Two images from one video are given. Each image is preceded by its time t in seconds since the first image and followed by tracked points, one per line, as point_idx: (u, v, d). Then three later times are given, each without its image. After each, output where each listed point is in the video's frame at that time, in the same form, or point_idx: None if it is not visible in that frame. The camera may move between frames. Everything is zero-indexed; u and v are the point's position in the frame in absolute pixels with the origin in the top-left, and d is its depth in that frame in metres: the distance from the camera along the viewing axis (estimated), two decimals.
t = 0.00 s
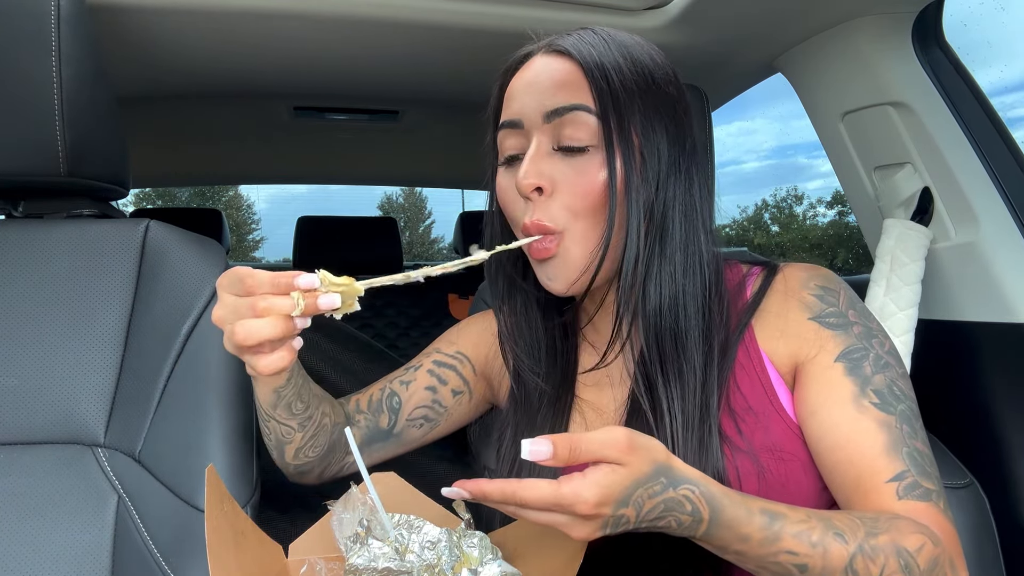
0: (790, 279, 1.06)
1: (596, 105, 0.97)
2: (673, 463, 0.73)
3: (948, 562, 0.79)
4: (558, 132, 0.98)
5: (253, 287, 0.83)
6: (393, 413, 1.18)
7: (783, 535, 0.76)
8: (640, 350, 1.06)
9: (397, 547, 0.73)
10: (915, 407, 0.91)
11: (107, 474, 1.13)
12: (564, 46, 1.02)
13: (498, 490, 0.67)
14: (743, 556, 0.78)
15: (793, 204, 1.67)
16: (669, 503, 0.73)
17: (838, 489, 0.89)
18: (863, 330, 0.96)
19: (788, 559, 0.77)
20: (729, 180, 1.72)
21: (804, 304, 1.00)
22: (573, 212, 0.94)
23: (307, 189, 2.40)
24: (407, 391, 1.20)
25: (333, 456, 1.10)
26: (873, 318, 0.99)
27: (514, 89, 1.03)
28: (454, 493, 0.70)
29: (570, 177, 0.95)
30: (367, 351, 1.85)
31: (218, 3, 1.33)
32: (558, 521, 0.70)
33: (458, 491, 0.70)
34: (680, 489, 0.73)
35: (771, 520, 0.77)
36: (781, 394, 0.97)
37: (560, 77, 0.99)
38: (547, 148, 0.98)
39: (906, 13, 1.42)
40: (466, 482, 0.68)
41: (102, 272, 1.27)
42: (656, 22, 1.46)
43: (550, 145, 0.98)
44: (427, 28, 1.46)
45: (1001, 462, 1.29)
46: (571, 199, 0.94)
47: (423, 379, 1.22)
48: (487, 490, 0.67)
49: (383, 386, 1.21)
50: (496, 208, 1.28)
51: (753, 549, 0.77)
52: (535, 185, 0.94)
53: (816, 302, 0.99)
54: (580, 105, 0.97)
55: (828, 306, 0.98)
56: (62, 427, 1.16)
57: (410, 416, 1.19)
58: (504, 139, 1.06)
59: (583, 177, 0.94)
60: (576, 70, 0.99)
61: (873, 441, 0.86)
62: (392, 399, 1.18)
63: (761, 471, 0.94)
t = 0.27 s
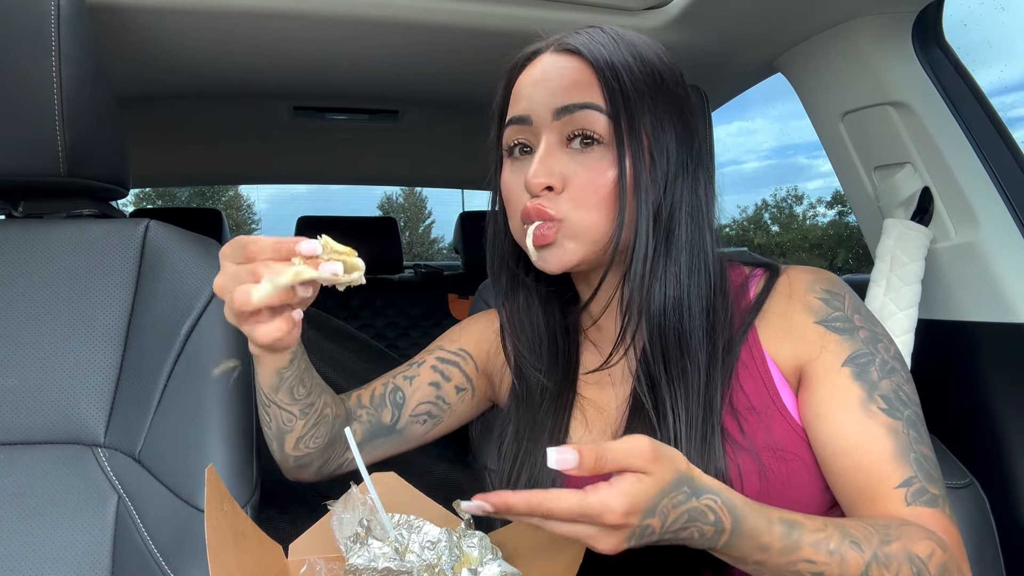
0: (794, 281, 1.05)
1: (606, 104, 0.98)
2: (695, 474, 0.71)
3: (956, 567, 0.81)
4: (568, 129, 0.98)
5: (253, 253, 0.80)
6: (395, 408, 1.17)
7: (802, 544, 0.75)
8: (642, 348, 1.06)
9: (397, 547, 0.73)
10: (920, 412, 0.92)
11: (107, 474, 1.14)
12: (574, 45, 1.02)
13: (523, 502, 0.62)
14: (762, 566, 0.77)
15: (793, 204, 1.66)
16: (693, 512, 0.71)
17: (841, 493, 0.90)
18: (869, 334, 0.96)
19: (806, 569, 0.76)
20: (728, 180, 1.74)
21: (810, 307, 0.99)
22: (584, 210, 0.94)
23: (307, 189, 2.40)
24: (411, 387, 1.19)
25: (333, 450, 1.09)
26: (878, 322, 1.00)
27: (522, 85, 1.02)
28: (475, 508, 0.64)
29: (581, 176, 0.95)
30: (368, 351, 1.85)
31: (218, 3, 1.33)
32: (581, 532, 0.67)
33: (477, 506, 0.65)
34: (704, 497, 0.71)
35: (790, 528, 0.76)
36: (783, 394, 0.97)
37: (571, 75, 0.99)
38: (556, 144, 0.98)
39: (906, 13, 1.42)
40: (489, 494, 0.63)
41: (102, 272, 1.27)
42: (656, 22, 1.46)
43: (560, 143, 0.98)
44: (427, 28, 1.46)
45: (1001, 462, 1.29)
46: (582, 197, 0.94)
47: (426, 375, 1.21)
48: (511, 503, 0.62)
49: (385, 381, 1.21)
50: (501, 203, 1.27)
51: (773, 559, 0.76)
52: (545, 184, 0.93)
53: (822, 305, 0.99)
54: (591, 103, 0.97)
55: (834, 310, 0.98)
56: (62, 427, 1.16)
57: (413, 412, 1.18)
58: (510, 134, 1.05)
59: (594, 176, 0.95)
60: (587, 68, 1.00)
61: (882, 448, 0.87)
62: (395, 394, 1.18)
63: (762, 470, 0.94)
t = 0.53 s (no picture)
0: (802, 285, 1.06)
1: (620, 100, 0.98)
2: (725, 481, 0.70)
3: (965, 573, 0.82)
4: (582, 126, 0.98)
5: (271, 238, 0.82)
6: (403, 414, 1.17)
7: (826, 554, 0.76)
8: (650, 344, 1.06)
9: (397, 546, 0.73)
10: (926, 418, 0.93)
11: (107, 474, 1.13)
12: (587, 42, 1.02)
13: (561, 510, 0.60)
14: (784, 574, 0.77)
15: (793, 204, 1.67)
16: (725, 522, 0.71)
17: (846, 497, 0.91)
18: (878, 340, 0.97)
19: None
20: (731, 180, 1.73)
21: (819, 311, 1.00)
22: (598, 208, 0.95)
23: (307, 189, 2.37)
24: (417, 392, 1.20)
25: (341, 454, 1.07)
26: (885, 327, 1.00)
27: (534, 81, 1.03)
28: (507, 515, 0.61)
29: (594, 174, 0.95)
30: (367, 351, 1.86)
31: (217, 3, 1.33)
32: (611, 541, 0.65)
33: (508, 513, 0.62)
34: (736, 507, 0.71)
35: (814, 538, 0.76)
36: (790, 397, 0.97)
37: (584, 72, 0.99)
38: (570, 143, 0.99)
39: (907, 13, 1.42)
40: (523, 500, 0.60)
41: (102, 272, 1.27)
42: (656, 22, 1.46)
43: (574, 140, 0.98)
44: (426, 28, 1.46)
45: (1001, 462, 1.29)
46: (595, 196, 0.94)
47: (431, 380, 1.21)
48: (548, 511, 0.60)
49: (390, 387, 1.21)
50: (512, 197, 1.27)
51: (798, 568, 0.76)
52: (559, 183, 0.94)
53: (831, 310, 1.00)
54: (605, 100, 0.98)
55: (843, 314, 0.99)
56: (62, 427, 1.16)
57: (420, 416, 1.18)
58: (523, 131, 1.05)
59: (608, 173, 0.95)
60: (601, 65, 1.00)
61: (892, 454, 0.87)
62: (401, 399, 1.18)
63: (766, 467, 0.94)
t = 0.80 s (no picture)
0: (805, 284, 1.06)
1: (620, 107, 0.98)
2: (734, 476, 0.71)
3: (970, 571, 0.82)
4: (582, 134, 0.97)
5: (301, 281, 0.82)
6: (401, 420, 1.17)
7: (833, 549, 0.75)
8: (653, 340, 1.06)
9: (397, 547, 0.73)
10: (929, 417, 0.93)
11: (107, 475, 1.13)
12: (585, 48, 1.02)
13: (571, 502, 0.60)
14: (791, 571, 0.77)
15: (793, 204, 1.67)
16: (733, 517, 0.70)
17: (849, 495, 0.91)
18: (881, 339, 0.97)
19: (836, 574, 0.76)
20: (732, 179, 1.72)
21: (823, 309, 1.00)
22: (605, 217, 0.94)
23: (307, 189, 2.39)
24: (415, 397, 1.20)
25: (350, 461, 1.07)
26: (887, 326, 1.00)
27: (534, 88, 1.02)
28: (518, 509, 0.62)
29: (600, 182, 0.95)
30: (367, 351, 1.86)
31: (217, 3, 1.33)
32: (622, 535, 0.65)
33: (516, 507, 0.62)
34: (743, 500, 0.71)
35: (822, 534, 0.76)
36: (793, 395, 0.97)
37: (584, 79, 0.99)
38: (571, 152, 0.97)
39: (907, 14, 1.42)
40: (532, 493, 0.61)
41: (101, 272, 1.27)
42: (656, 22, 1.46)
43: (576, 150, 0.97)
44: (426, 28, 1.46)
45: (1001, 462, 1.29)
46: (601, 205, 0.94)
47: (429, 384, 1.21)
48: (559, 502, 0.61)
49: (389, 393, 1.21)
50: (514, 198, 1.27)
51: (806, 565, 0.76)
52: (562, 191, 0.93)
53: (834, 308, 1.00)
54: (605, 108, 0.97)
55: (846, 313, 0.99)
56: (62, 427, 1.16)
57: (418, 421, 1.18)
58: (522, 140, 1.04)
59: (613, 182, 0.95)
60: (599, 73, 0.99)
61: (896, 452, 0.87)
62: (400, 404, 1.18)
63: (768, 464, 0.94)
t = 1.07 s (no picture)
0: (803, 284, 1.06)
1: (608, 110, 0.98)
2: (722, 475, 0.71)
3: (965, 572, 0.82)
4: (571, 139, 0.98)
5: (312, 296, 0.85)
6: (402, 427, 1.17)
7: (824, 549, 0.75)
8: (648, 341, 1.06)
9: (397, 547, 0.73)
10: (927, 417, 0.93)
11: (107, 474, 1.13)
12: (573, 51, 1.01)
13: (557, 500, 0.60)
14: (782, 570, 0.77)
15: (793, 204, 1.67)
16: (722, 515, 0.71)
17: (847, 495, 0.91)
18: (879, 338, 0.97)
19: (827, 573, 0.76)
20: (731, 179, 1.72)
21: (821, 309, 1.00)
22: (595, 221, 0.95)
23: (307, 189, 2.40)
24: (415, 404, 1.19)
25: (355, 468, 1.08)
26: (886, 326, 1.00)
27: (523, 93, 1.02)
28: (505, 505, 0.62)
29: (589, 186, 0.95)
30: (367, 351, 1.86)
31: (217, 3, 1.33)
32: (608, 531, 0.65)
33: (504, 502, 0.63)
34: (732, 501, 0.71)
35: (813, 533, 0.76)
36: (791, 396, 0.97)
37: (573, 82, 0.99)
38: (562, 157, 0.98)
39: (907, 14, 1.42)
40: (519, 490, 0.61)
41: (101, 272, 1.27)
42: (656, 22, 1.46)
43: (566, 155, 0.98)
44: (427, 28, 1.46)
45: (1001, 461, 1.29)
46: (590, 209, 0.95)
47: (429, 390, 1.21)
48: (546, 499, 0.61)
49: (389, 400, 1.20)
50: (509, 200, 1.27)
51: (797, 563, 0.76)
52: (551, 196, 0.95)
53: (833, 308, 1.00)
54: (593, 112, 0.97)
55: (844, 313, 0.99)
56: (62, 427, 1.16)
57: (420, 428, 1.18)
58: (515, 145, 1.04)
59: (602, 187, 0.95)
60: (588, 74, 0.99)
61: (892, 452, 0.87)
62: (400, 412, 1.17)
63: (766, 464, 0.94)
